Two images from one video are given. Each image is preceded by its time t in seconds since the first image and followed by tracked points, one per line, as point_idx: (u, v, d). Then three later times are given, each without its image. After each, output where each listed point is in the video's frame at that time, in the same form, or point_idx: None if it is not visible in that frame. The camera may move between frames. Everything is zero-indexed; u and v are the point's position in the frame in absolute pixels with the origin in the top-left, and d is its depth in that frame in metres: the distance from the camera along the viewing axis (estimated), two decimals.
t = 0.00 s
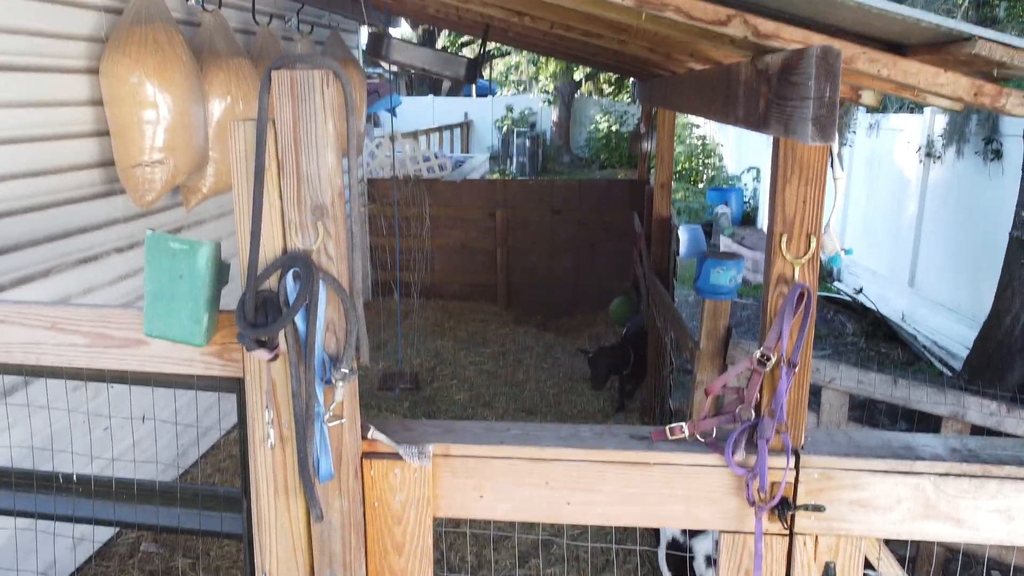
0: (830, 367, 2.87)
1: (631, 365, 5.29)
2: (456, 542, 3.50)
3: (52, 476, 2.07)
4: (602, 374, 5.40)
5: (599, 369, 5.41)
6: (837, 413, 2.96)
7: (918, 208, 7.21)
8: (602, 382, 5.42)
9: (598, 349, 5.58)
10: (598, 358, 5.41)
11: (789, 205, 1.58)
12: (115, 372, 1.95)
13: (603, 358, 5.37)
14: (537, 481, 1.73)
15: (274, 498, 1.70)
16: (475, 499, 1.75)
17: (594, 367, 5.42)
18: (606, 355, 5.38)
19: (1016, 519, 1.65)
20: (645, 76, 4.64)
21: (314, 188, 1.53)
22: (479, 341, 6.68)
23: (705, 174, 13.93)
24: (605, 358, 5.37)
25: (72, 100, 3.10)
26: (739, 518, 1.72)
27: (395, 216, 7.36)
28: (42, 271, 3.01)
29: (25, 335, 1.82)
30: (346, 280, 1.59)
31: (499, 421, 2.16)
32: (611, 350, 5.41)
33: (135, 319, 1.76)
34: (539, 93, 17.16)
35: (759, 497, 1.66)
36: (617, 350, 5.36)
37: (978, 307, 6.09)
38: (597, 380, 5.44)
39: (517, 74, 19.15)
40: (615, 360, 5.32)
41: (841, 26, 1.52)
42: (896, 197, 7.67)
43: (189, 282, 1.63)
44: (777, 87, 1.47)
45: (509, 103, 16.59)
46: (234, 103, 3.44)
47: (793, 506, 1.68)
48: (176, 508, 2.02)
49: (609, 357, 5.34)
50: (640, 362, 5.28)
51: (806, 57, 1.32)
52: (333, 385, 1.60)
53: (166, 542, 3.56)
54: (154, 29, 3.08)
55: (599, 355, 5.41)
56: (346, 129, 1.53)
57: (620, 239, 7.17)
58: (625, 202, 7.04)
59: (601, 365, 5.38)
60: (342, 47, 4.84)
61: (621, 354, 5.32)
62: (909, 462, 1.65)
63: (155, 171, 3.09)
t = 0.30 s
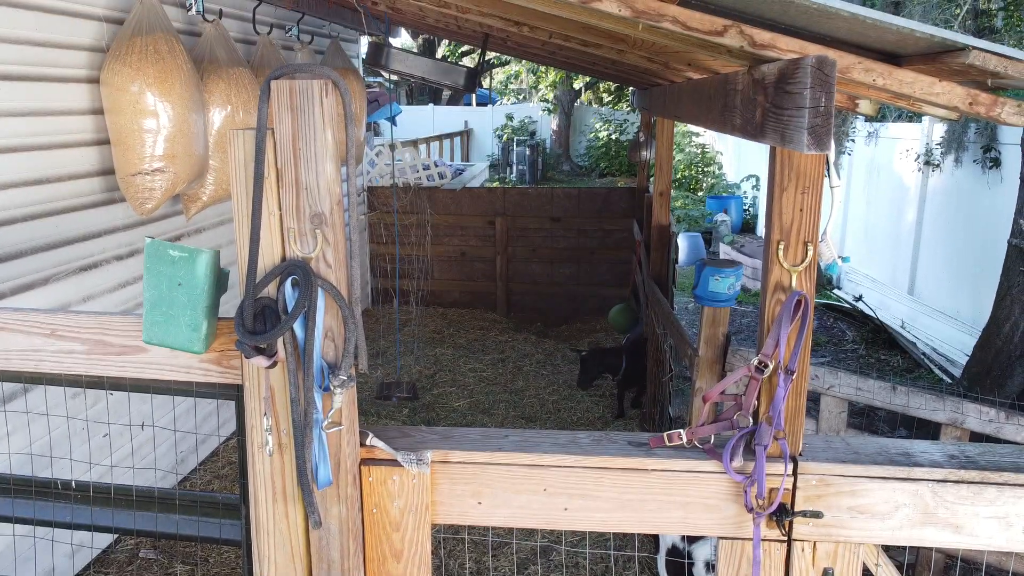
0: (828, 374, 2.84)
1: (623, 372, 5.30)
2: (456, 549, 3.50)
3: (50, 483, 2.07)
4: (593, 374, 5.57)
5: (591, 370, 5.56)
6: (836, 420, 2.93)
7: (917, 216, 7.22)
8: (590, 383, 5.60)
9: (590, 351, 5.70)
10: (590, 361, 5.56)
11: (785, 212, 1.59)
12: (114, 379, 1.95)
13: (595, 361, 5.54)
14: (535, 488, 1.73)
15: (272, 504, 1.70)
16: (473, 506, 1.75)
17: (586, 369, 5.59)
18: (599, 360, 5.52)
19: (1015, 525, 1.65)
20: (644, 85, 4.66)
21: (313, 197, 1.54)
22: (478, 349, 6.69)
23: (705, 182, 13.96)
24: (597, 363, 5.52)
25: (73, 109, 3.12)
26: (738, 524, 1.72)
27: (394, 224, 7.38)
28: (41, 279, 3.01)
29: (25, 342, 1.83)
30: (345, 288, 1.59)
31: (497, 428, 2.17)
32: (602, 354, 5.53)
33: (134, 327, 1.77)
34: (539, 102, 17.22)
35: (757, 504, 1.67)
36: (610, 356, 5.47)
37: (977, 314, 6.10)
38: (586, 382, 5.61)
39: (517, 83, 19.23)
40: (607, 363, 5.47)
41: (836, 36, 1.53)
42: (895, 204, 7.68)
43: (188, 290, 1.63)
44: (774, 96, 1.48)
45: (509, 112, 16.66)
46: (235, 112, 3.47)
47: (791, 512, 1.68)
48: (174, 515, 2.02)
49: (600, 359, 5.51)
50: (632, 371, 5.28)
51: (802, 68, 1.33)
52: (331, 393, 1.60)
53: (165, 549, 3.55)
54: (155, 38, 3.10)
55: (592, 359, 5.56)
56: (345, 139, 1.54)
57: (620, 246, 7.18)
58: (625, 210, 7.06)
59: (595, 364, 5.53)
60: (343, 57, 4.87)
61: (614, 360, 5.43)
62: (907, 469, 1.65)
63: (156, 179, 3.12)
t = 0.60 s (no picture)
0: (827, 374, 2.84)
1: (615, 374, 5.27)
2: (455, 548, 3.51)
3: (50, 484, 2.07)
4: (581, 368, 5.61)
5: (580, 364, 5.60)
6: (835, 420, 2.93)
7: (917, 216, 7.22)
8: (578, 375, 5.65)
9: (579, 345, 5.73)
10: (579, 355, 5.59)
11: (783, 213, 1.60)
12: (113, 379, 1.96)
13: (583, 355, 5.55)
14: (534, 488, 1.73)
15: (271, 504, 1.71)
16: (472, 506, 1.76)
17: (576, 362, 5.63)
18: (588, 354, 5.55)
19: (1012, 525, 1.66)
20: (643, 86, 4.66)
21: (313, 197, 1.55)
22: (478, 349, 6.69)
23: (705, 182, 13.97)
24: (586, 357, 5.56)
25: (73, 109, 3.13)
26: (736, 524, 1.72)
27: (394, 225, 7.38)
28: (42, 279, 3.02)
29: (25, 342, 1.84)
30: (344, 289, 1.60)
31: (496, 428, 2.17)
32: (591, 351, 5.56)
33: (134, 327, 1.78)
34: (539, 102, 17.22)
35: (755, 504, 1.67)
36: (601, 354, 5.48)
37: (976, 314, 6.11)
38: (574, 374, 5.66)
39: (517, 83, 19.25)
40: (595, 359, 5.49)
41: (832, 37, 1.53)
42: (894, 205, 7.69)
43: (188, 290, 1.64)
44: (771, 97, 1.49)
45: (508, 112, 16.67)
46: (235, 112, 3.47)
47: (789, 512, 1.69)
48: (174, 515, 2.02)
49: (589, 355, 5.53)
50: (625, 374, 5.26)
51: (798, 69, 1.33)
52: (331, 393, 1.61)
53: (165, 549, 3.56)
54: (155, 39, 3.11)
55: (581, 353, 5.58)
56: (344, 140, 1.55)
57: (620, 247, 7.19)
58: (625, 210, 7.06)
59: (585, 357, 5.55)
60: (343, 57, 4.87)
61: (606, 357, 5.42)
62: (905, 469, 1.65)
63: (156, 179, 3.12)
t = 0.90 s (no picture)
0: (826, 373, 2.85)
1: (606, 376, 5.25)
2: (455, 548, 3.51)
3: (49, 483, 2.07)
4: (568, 370, 5.61)
5: (568, 365, 5.60)
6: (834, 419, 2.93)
7: (917, 217, 7.22)
8: (567, 379, 5.64)
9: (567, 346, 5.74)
10: (567, 356, 5.60)
11: (781, 212, 1.60)
12: (112, 379, 1.96)
13: (570, 357, 5.56)
14: (532, 487, 1.74)
15: (270, 504, 1.71)
16: (471, 505, 1.76)
17: (563, 366, 5.64)
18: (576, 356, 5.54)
19: (1010, 525, 1.66)
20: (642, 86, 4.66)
21: (310, 197, 1.55)
22: (478, 349, 6.69)
23: (705, 182, 13.97)
24: (574, 358, 5.57)
25: (72, 109, 3.13)
26: (734, 524, 1.72)
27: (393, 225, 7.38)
28: (41, 279, 3.02)
29: (23, 342, 1.84)
30: (342, 288, 1.60)
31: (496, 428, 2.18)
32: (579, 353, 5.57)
33: (133, 326, 1.78)
34: (540, 102, 17.22)
35: (753, 503, 1.68)
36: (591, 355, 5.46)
37: (976, 314, 6.10)
38: (561, 377, 5.65)
39: (517, 83, 19.26)
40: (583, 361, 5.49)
41: (829, 37, 1.53)
42: (894, 205, 7.69)
43: (186, 289, 1.64)
44: (768, 96, 1.49)
45: (508, 112, 16.67)
46: (234, 112, 3.48)
47: (787, 512, 1.69)
48: (172, 514, 2.02)
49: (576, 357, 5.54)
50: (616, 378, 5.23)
51: (795, 68, 1.33)
52: (328, 392, 1.61)
53: (165, 549, 3.56)
54: (153, 39, 3.11)
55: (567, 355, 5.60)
56: (341, 139, 1.55)
57: (619, 247, 7.20)
58: (625, 210, 7.07)
59: (575, 358, 5.54)
60: (343, 57, 4.88)
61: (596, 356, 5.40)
62: (903, 468, 1.65)
63: (155, 179, 3.12)
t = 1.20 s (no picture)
0: (826, 375, 2.84)
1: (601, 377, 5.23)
2: (453, 551, 3.50)
3: (42, 485, 2.06)
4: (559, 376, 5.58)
5: (558, 371, 5.57)
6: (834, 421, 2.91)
7: (917, 217, 7.20)
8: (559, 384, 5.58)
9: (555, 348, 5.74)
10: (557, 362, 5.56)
11: (781, 213, 1.58)
12: (106, 381, 1.94)
13: (561, 363, 5.53)
14: (529, 491, 1.72)
15: (264, 507, 1.69)
16: (467, 508, 1.74)
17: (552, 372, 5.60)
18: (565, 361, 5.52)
19: (1012, 529, 1.64)
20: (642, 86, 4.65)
21: (305, 197, 1.53)
22: (477, 350, 6.67)
23: (705, 182, 13.95)
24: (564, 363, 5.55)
25: (68, 109, 3.11)
26: (734, 528, 1.71)
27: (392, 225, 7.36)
28: (37, 279, 3.00)
29: (15, 343, 1.82)
30: (337, 289, 1.58)
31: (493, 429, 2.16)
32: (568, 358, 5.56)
33: (126, 328, 1.76)
34: (540, 102, 17.21)
35: (752, 506, 1.66)
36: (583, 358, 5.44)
37: (977, 314, 6.08)
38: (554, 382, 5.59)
39: (517, 83, 19.25)
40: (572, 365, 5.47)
41: (829, 35, 1.51)
42: (894, 205, 7.67)
43: (179, 291, 1.63)
44: (767, 96, 1.47)
45: (508, 112, 16.65)
46: (231, 112, 3.46)
47: (787, 515, 1.67)
48: (166, 517, 2.00)
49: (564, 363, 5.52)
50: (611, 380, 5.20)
51: (795, 67, 1.31)
52: (323, 395, 1.59)
53: (161, 552, 3.57)
54: (150, 39, 3.09)
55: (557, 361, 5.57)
56: (336, 139, 1.53)
57: (619, 247, 7.18)
58: (624, 211, 7.05)
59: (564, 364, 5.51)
60: (341, 57, 4.86)
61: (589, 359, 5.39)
62: (904, 471, 1.64)
63: (152, 179, 3.11)
